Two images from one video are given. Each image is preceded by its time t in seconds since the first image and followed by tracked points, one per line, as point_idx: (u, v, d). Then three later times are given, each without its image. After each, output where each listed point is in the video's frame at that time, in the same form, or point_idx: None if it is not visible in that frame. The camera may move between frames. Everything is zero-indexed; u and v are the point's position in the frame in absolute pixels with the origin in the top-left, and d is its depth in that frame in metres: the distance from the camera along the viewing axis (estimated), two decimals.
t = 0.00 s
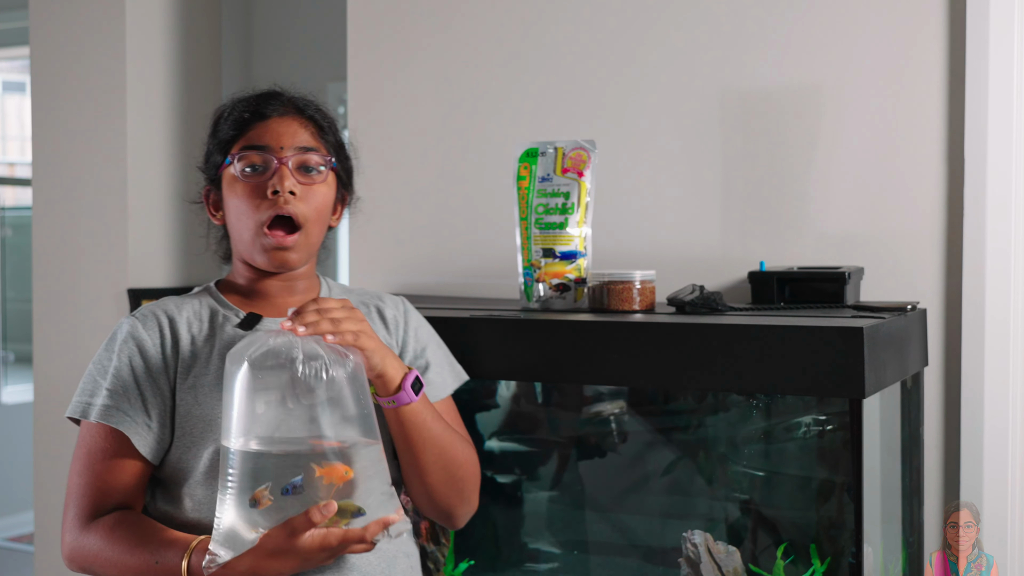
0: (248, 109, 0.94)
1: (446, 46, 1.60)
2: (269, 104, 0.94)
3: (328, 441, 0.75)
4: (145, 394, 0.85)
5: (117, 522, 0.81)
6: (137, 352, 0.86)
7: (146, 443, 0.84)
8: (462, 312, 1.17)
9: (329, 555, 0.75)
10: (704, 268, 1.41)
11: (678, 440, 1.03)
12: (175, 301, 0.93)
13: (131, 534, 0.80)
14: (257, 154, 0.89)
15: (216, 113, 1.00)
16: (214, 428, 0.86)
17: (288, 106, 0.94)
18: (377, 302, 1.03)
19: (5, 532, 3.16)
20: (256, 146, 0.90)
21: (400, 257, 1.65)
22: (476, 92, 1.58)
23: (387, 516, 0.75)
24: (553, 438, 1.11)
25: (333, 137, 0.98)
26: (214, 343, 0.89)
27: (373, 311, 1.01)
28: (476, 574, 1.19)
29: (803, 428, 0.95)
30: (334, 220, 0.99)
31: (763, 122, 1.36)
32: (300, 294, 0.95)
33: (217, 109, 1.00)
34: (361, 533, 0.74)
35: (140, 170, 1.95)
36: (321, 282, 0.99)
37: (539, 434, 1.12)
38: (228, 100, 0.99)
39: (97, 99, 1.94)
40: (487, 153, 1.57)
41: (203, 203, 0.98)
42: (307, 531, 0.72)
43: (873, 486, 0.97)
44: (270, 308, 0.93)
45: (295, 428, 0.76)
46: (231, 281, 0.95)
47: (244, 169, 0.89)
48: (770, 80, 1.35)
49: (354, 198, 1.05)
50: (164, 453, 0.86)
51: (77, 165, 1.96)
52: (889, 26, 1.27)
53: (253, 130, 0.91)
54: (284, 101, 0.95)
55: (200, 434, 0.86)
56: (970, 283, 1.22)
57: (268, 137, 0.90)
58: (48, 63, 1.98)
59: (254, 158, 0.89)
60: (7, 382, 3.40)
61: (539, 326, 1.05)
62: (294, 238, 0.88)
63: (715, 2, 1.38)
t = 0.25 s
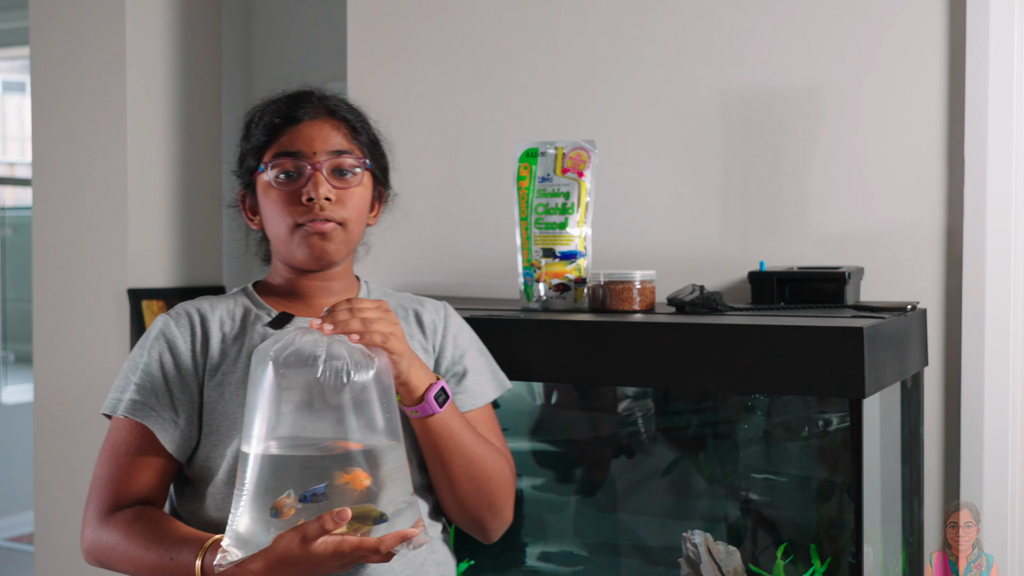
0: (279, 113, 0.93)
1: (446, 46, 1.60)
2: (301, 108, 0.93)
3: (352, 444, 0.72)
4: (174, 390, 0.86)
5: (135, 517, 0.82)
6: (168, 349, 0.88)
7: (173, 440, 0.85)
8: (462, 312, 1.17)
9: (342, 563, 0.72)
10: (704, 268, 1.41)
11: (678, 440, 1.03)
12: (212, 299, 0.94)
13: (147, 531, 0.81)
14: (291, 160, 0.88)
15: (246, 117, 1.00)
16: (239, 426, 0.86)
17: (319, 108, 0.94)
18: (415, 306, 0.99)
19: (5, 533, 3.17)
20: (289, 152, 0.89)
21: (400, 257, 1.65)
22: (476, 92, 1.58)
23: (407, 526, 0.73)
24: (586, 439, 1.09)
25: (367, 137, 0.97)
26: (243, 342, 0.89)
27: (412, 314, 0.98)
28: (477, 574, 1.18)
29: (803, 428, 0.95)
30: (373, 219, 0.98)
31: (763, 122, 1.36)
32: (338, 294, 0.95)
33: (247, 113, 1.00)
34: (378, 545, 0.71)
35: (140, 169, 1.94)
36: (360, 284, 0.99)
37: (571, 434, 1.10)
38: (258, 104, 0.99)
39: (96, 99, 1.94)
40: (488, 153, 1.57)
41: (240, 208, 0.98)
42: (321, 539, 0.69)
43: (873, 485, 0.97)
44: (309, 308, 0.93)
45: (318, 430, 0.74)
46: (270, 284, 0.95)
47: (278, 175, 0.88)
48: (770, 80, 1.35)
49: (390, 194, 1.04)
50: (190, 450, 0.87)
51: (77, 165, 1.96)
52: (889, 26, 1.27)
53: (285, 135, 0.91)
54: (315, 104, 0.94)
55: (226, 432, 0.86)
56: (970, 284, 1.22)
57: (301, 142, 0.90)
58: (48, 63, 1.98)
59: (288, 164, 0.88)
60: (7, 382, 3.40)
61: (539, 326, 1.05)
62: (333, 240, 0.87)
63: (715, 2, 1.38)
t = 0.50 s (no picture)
0: (309, 110, 0.92)
1: (445, 46, 1.60)
2: (330, 105, 0.91)
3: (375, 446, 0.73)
4: (198, 389, 0.87)
5: (154, 516, 0.82)
6: (193, 348, 0.88)
7: (197, 438, 0.86)
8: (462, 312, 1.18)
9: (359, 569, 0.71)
10: (704, 268, 1.41)
11: (679, 440, 1.03)
12: (239, 297, 0.94)
13: (166, 529, 0.81)
14: (319, 159, 0.88)
15: (276, 110, 0.99)
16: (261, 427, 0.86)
17: (349, 105, 0.92)
18: (444, 304, 0.98)
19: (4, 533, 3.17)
20: (318, 151, 0.88)
21: (400, 257, 1.65)
22: (475, 92, 1.58)
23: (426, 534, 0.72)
24: (587, 440, 1.09)
25: (397, 133, 0.96)
26: (268, 342, 0.90)
27: (439, 311, 0.97)
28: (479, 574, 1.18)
29: (803, 428, 0.95)
30: (402, 215, 0.98)
31: (763, 122, 1.36)
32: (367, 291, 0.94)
33: (279, 106, 0.98)
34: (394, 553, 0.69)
35: (140, 169, 1.94)
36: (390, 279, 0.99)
37: (601, 433, 1.08)
38: (289, 98, 0.97)
39: (96, 99, 1.94)
40: (488, 153, 1.57)
41: (269, 203, 0.98)
42: (336, 546, 0.68)
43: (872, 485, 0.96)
44: (337, 307, 0.93)
45: (342, 432, 0.74)
46: (300, 280, 0.95)
47: (306, 174, 0.87)
48: (769, 80, 1.35)
49: (421, 188, 1.03)
50: (213, 448, 0.88)
51: (77, 165, 1.96)
52: (889, 26, 1.27)
53: (314, 133, 0.90)
54: (345, 100, 0.92)
55: (249, 432, 0.87)
56: (970, 284, 1.22)
57: (330, 141, 0.89)
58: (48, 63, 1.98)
59: (316, 163, 0.87)
60: (7, 382, 3.40)
61: (539, 326, 1.05)
62: (361, 241, 0.87)
63: (715, 2, 1.38)
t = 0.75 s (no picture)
0: (330, 108, 0.91)
1: (446, 46, 1.60)
2: (351, 103, 0.91)
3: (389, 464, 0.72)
4: (218, 394, 0.88)
5: (172, 520, 0.83)
6: (212, 351, 0.88)
7: (216, 443, 0.87)
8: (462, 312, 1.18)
9: None
10: (703, 268, 1.41)
11: (679, 440, 1.04)
12: (259, 297, 0.93)
13: (183, 534, 0.82)
14: (338, 159, 0.88)
15: (298, 107, 0.99)
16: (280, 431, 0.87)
17: (370, 104, 0.91)
18: (465, 303, 0.96)
19: (5, 533, 3.18)
20: (337, 150, 0.88)
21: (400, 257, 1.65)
22: (475, 92, 1.58)
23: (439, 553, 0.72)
24: (587, 440, 1.09)
25: (419, 133, 0.95)
26: (286, 344, 0.90)
27: (460, 313, 0.95)
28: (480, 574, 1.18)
29: (804, 428, 0.95)
30: (424, 215, 0.97)
31: (762, 122, 1.36)
32: (390, 291, 0.93)
33: (301, 104, 0.98)
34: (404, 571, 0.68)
35: (139, 169, 1.94)
36: (413, 276, 0.98)
37: (611, 432, 1.08)
38: (311, 95, 0.97)
39: (96, 98, 1.94)
40: (488, 153, 1.57)
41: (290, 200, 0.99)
42: (347, 564, 0.67)
43: (873, 485, 0.96)
44: (355, 308, 0.92)
45: (355, 448, 0.73)
46: (319, 279, 0.96)
47: (325, 175, 0.88)
48: (768, 80, 1.35)
49: (443, 187, 1.02)
50: (233, 451, 0.89)
51: (77, 165, 1.96)
52: (889, 26, 1.27)
53: (334, 132, 0.89)
54: (367, 99, 0.91)
55: (268, 437, 0.87)
56: (970, 283, 1.22)
57: (350, 141, 0.88)
58: (50, 63, 1.99)
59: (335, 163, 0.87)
60: (7, 382, 3.39)
61: (540, 326, 1.06)
62: (379, 242, 0.86)
63: (714, 2, 1.39)
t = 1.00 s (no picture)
0: (349, 111, 0.91)
1: (446, 46, 1.60)
2: (371, 107, 0.91)
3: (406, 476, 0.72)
4: (234, 398, 0.89)
5: (189, 523, 0.85)
6: (229, 354, 0.89)
7: (232, 446, 0.88)
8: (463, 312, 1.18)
9: None
10: (703, 268, 1.41)
11: (679, 441, 1.04)
12: (276, 299, 0.94)
13: (200, 537, 0.84)
14: (357, 163, 0.88)
15: (318, 108, 0.99)
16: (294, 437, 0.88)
17: (391, 108, 0.91)
18: (481, 307, 0.96)
19: (5, 533, 3.18)
20: (356, 154, 0.88)
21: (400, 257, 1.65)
22: (475, 92, 1.58)
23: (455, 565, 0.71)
24: (587, 441, 1.09)
25: (438, 138, 0.94)
26: (303, 348, 0.90)
27: (475, 317, 0.95)
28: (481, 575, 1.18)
29: (804, 428, 0.95)
30: (441, 219, 0.97)
31: (762, 122, 1.36)
32: (405, 295, 0.93)
33: (321, 104, 0.98)
34: None
35: (140, 169, 1.94)
36: (428, 279, 0.98)
37: (611, 432, 1.08)
38: (331, 96, 0.97)
39: (96, 98, 1.94)
40: (488, 153, 1.57)
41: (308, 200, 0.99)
42: None
43: (873, 485, 0.96)
44: (372, 313, 0.93)
45: (373, 460, 0.73)
46: (334, 280, 0.96)
47: (342, 179, 0.88)
48: (768, 80, 1.35)
49: (460, 189, 1.02)
50: (249, 453, 0.90)
51: (77, 165, 1.96)
52: (889, 26, 1.27)
53: (353, 136, 0.89)
54: (387, 102, 0.91)
55: (284, 442, 0.88)
56: (970, 283, 1.22)
57: (369, 145, 0.88)
58: (50, 63, 1.99)
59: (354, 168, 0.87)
60: (7, 382, 3.39)
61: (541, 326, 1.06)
62: (396, 249, 0.86)
63: (713, 2, 1.39)
